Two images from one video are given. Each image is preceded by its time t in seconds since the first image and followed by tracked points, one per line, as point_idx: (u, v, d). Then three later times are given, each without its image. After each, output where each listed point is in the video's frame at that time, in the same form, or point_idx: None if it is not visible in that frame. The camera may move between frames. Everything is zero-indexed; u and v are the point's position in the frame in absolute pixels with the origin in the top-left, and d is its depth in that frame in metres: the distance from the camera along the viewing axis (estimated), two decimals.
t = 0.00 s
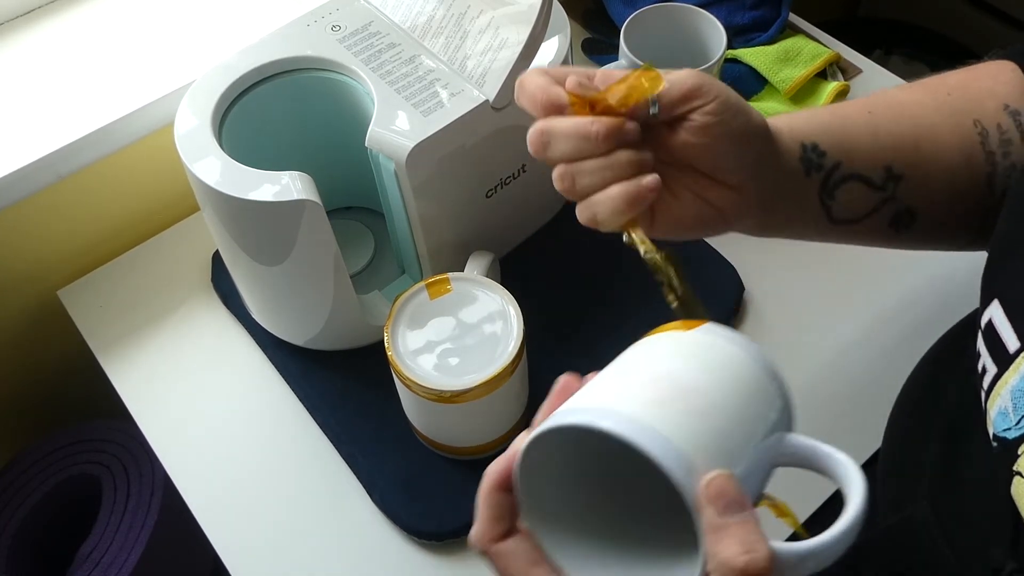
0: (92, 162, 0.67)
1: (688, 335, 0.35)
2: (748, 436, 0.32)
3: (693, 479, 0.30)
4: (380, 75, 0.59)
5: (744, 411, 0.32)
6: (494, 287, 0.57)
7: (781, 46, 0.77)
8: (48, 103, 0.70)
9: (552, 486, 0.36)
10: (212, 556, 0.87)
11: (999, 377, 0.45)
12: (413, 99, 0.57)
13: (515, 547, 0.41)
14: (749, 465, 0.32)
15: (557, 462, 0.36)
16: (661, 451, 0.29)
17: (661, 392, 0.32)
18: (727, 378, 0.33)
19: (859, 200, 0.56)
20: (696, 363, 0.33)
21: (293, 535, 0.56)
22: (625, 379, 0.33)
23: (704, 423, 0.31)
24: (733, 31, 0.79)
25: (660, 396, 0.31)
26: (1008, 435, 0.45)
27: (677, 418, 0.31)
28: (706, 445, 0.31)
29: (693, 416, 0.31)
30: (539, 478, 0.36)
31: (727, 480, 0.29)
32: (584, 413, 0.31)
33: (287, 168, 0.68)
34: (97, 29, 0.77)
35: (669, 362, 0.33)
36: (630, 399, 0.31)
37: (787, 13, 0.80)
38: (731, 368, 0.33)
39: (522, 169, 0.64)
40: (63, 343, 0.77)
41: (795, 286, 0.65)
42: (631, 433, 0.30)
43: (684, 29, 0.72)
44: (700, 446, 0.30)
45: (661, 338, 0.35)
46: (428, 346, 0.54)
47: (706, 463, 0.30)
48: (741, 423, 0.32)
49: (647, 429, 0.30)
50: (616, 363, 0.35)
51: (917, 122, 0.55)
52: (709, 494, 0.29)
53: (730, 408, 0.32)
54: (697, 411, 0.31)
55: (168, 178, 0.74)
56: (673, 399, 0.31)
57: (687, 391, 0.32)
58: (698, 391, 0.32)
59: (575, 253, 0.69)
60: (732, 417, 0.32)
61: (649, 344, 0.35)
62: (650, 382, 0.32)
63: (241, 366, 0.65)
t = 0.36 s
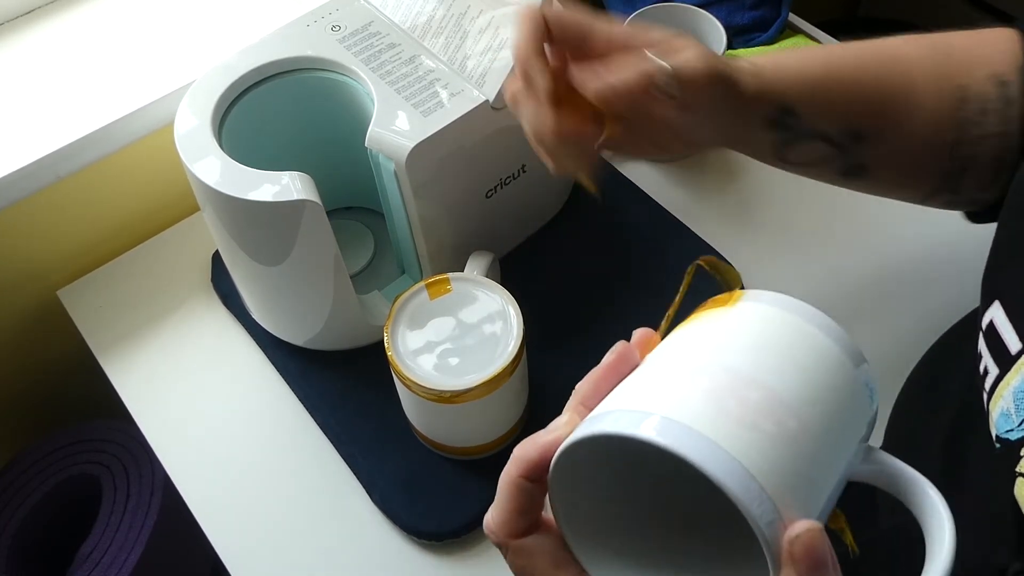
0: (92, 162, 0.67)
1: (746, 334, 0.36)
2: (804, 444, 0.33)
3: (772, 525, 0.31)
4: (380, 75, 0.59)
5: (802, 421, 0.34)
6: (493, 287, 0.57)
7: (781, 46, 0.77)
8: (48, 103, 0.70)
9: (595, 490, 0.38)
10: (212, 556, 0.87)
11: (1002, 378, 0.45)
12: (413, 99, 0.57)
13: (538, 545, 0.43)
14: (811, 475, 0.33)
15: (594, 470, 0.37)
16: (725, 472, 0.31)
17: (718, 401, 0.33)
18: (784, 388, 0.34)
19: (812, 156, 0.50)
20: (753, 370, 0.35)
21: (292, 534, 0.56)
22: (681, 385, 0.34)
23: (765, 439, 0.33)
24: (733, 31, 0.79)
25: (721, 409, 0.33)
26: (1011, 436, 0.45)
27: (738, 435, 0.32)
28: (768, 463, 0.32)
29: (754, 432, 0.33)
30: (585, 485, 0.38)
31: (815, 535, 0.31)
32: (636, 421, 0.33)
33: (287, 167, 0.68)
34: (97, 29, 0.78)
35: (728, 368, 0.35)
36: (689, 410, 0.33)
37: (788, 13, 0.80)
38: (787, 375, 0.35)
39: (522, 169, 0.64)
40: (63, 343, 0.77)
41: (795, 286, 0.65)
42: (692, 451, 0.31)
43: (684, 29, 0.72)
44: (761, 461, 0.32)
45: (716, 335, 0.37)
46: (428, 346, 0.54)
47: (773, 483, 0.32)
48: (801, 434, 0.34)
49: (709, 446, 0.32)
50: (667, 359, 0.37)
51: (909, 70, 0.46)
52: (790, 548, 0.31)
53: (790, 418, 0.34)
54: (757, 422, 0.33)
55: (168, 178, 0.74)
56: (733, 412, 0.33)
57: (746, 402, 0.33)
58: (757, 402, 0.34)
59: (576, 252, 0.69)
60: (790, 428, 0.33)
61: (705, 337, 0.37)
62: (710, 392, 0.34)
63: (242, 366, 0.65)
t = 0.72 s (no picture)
0: (92, 162, 0.67)
1: (735, 279, 0.37)
2: (802, 379, 0.35)
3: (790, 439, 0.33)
4: (381, 76, 0.59)
5: (798, 358, 0.35)
6: (494, 287, 0.57)
7: (780, 46, 0.77)
8: (48, 103, 0.70)
9: (594, 456, 0.39)
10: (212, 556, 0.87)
11: (1006, 371, 0.46)
12: (413, 99, 0.57)
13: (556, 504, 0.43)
14: (808, 406, 0.35)
15: (596, 426, 0.38)
16: (746, 400, 0.32)
17: (728, 335, 0.34)
18: (779, 327, 0.35)
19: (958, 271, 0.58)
20: (749, 309, 0.36)
21: (292, 534, 0.56)
22: (688, 324, 0.35)
23: (773, 372, 0.34)
24: (733, 31, 0.79)
25: (733, 343, 0.34)
26: (1016, 428, 0.45)
27: (752, 366, 0.33)
28: (778, 397, 0.33)
29: (763, 364, 0.33)
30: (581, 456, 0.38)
31: (814, 443, 0.32)
32: (655, 360, 0.33)
33: (287, 167, 0.68)
34: (97, 29, 0.78)
35: (726, 307, 0.36)
36: (702, 345, 0.33)
37: (787, 13, 0.80)
38: (780, 315, 0.36)
39: (522, 170, 0.64)
40: (63, 343, 0.77)
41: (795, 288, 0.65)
42: (714, 380, 0.32)
43: (683, 29, 0.72)
44: (773, 393, 0.33)
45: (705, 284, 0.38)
46: (428, 346, 0.54)
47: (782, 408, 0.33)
48: (800, 370, 0.35)
49: (729, 378, 0.32)
50: (663, 307, 0.37)
51: (1004, 174, 0.54)
52: (797, 467, 0.33)
53: (789, 355, 0.35)
54: (765, 355, 0.34)
55: (168, 178, 0.74)
56: (743, 346, 0.34)
57: (753, 337, 0.34)
58: (762, 337, 0.34)
59: (575, 253, 0.69)
60: (790, 364, 0.35)
61: (697, 286, 0.38)
62: (717, 329, 0.34)
63: (242, 366, 0.65)
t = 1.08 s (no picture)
0: (92, 162, 0.67)
1: (636, 213, 0.39)
2: (666, 314, 0.37)
3: (614, 371, 0.36)
4: (380, 75, 0.59)
5: (669, 296, 0.37)
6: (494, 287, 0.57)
7: (781, 46, 0.77)
8: (48, 103, 0.70)
9: (503, 341, 0.44)
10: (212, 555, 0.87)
11: (1013, 369, 0.45)
12: (413, 99, 0.57)
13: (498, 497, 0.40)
14: (667, 337, 0.38)
15: (505, 327, 0.43)
16: (579, 335, 0.35)
17: (596, 271, 0.37)
18: (659, 265, 0.38)
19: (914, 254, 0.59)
20: (633, 245, 0.38)
21: (292, 534, 0.56)
22: (571, 256, 0.38)
23: (627, 311, 0.36)
24: (733, 31, 0.79)
25: (597, 280, 0.36)
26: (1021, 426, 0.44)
27: (604, 303, 0.36)
28: (624, 336, 0.36)
29: (620, 303, 0.36)
30: (496, 330, 0.43)
31: (682, 379, 0.37)
32: (520, 293, 0.37)
33: (287, 167, 0.68)
34: (97, 29, 0.78)
35: (613, 241, 0.38)
36: (566, 281, 0.36)
37: (787, 13, 0.80)
38: (664, 253, 0.38)
39: (522, 169, 0.64)
40: (63, 343, 0.77)
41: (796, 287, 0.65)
42: (555, 318, 0.35)
43: (683, 29, 0.72)
44: (617, 330, 0.36)
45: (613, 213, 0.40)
46: (429, 346, 0.54)
47: (620, 347, 0.36)
48: (666, 307, 0.37)
49: (574, 317, 0.35)
50: (570, 229, 0.40)
51: (990, 165, 0.55)
52: (675, 389, 0.37)
53: (657, 292, 0.37)
54: (626, 291, 0.36)
55: (168, 178, 0.74)
56: (603, 283, 0.36)
57: (620, 274, 0.37)
58: (631, 276, 0.37)
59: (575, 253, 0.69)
60: (655, 301, 0.37)
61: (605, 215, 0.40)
62: (591, 263, 0.37)
63: (242, 366, 0.65)
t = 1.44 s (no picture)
0: (92, 162, 0.67)
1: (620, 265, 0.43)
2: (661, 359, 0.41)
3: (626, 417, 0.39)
4: (381, 75, 0.59)
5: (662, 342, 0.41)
6: (493, 287, 0.57)
7: (781, 46, 0.77)
8: (48, 103, 0.70)
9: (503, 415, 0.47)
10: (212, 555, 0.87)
11: (1004, 364, 0.45)
12: (413, 99, 0.57)
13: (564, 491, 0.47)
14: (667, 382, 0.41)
15: (507, 395, 0.47)
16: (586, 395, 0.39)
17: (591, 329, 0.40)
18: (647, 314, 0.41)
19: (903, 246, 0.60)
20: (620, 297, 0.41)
21: (292, 534, 0.56)
22: (566, 317, 0.41)
23: (627, 363, 0.40)
24: (733, 30, 0.79)
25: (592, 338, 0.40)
26: (1012, 421, 0.45)
27: (605, 363, 0.39)
28: (629, 395, 0.39)
29: (619, 358, 0.39)
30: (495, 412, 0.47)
31: (701, 307, 0.42)
32: (524, 360, 0.40)
33: (287, 167, 0.68)
34: (97, 29, 0.77)
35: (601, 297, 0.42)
36: (565, 342, 0.40)
37: (787, 13, 0.80)
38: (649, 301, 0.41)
39: (522, 170, 0.64)
40: (62, 343, 0.77)
41: (796, 281, 0.64)
42: (560, 381, 0.39)
43: (683, 29, 0.72)
44: (619, 383, 0.39)
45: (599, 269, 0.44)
46: (428, 346, 0.54)
47: (624, 402, 0.39)
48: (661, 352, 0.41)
49: (581, 382, 0.39)
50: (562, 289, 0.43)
51: (974, 162, 0.55)
52: (680, 322, 0.41)
53: (649, 338, 0.41)
54: (622, 346, 0.40)
55: (168, 178, 0.74)
56: (598, 339, 0.40)
57: (615, 328, 0.40)
58: (623, 330, 0.40)
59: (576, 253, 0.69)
60: (650, 347, 0.40)
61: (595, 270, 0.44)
62: (585, 321, 0.40)
63: (242, 366, 0.65)
